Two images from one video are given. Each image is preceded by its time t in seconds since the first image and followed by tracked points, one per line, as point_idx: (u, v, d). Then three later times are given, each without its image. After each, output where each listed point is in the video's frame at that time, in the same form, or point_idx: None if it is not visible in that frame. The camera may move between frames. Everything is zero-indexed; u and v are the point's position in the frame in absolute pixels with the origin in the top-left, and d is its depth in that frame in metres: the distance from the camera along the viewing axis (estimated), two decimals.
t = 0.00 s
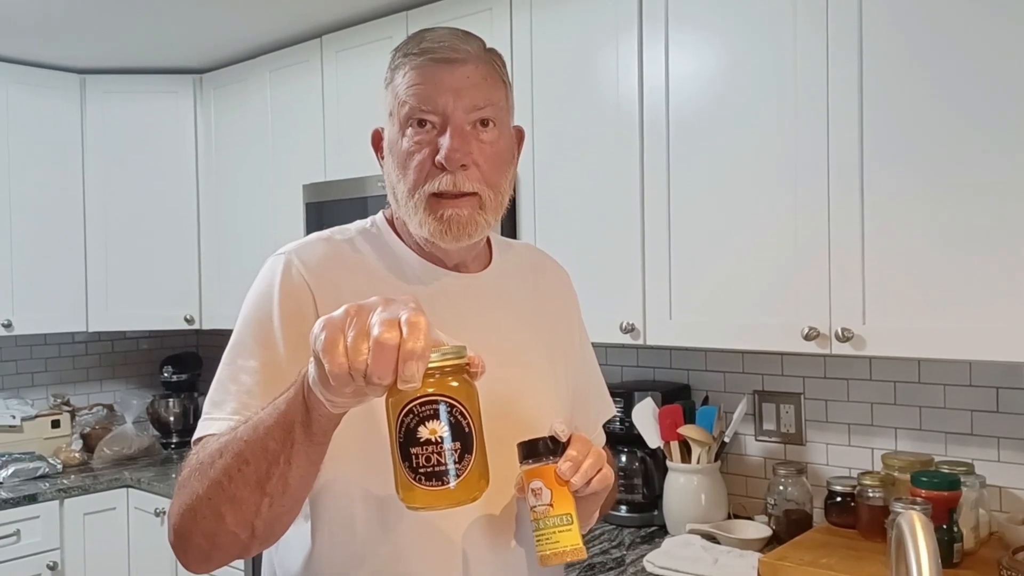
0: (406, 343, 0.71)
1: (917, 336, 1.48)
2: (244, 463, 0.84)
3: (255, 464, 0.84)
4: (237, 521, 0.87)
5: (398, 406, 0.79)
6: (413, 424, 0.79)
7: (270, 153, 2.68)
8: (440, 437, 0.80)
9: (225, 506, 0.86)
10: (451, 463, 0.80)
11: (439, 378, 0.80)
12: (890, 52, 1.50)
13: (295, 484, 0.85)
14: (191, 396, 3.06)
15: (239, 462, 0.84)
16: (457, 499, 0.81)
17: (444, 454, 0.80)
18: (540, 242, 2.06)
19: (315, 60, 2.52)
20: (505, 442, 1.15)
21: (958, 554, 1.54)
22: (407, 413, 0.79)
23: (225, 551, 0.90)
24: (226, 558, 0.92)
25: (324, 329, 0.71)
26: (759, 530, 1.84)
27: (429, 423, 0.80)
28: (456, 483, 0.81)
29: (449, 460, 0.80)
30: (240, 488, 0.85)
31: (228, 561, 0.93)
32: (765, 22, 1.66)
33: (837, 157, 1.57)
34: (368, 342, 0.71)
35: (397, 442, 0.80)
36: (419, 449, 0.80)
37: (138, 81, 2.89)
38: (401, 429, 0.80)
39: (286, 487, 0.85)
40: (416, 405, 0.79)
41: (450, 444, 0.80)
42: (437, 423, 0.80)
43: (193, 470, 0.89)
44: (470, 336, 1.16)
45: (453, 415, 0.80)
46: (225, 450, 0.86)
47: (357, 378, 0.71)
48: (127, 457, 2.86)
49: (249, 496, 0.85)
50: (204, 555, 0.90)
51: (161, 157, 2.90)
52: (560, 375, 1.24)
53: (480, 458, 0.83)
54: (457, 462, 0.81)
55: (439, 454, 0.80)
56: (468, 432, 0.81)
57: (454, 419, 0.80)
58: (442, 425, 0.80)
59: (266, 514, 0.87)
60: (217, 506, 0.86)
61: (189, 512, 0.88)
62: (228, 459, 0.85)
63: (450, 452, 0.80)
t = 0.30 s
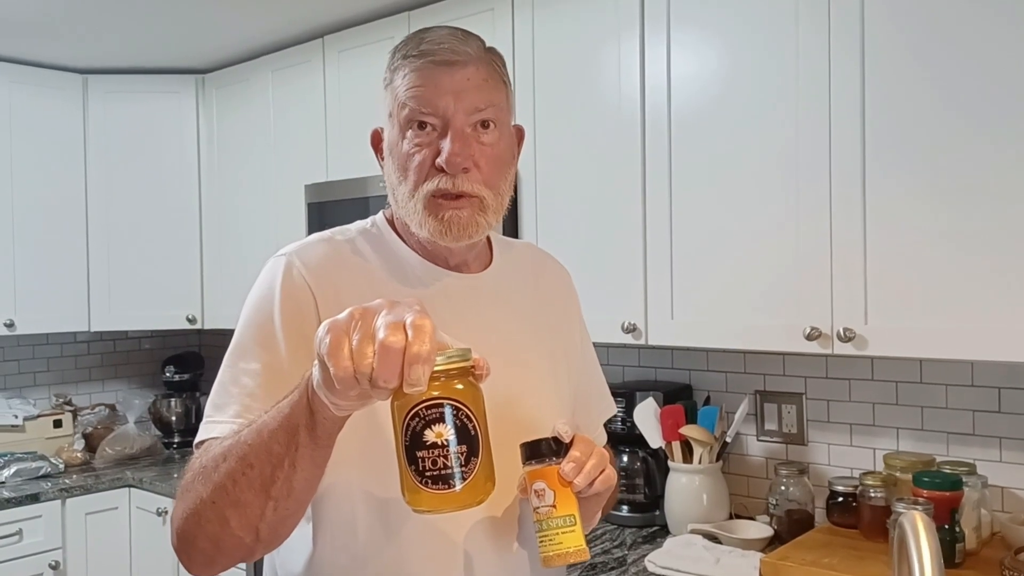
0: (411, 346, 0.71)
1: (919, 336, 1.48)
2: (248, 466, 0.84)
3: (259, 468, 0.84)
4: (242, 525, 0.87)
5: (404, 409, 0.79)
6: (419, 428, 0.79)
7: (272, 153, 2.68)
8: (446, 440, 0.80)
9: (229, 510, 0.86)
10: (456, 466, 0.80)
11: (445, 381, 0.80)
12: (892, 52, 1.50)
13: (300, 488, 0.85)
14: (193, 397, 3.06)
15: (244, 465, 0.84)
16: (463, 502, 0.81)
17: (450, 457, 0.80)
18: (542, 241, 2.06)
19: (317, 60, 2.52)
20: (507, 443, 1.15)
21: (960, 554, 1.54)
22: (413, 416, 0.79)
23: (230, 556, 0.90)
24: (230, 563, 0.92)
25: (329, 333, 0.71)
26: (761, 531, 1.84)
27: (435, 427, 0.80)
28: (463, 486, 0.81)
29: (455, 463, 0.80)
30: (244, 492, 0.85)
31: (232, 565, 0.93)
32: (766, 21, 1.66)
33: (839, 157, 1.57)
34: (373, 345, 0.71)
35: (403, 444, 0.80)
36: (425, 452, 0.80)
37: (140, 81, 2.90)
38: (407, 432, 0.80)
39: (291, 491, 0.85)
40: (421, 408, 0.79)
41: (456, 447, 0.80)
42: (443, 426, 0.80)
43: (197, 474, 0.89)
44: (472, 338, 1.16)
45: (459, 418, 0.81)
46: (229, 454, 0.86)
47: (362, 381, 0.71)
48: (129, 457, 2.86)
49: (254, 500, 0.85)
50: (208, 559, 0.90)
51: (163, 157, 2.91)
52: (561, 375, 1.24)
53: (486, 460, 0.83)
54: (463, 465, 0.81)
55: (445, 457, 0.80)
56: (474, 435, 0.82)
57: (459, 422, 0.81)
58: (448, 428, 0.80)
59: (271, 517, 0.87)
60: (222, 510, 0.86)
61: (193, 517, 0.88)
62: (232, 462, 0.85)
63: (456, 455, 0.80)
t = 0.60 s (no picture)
0: (413, 348, 0.71)
1: (920, 336, 1.48)
2: (248, 467, 0.84)
3: (259, 468, 0.84)
4: (242, 526, 0.87)
5: (406, 410, 0.79)
6: (420, 429, 0.79)
7: (271, 152, 2.68)
8: (448, 442, 0.80)
9: (229, 511, 0.86)
10: (458, 468, 0.80)
11: (446, 382, 0.80)
12: (893, 50, 1.50)
13: (300, 489, 0.85)
14: (193, 396, 3.06)
15: (244, 466, 0.84)
16: (465, 503, 0.80)
17: (452, 459, 0.80)
18: (542, 240, 2.06)
19: (317, 59, 2.52)
20: (507, 444, 1.15)
21: (961, 554, 1.54)
22: (415, 418, 0.79)
23: (229, 557, 0.90)
24: (230, 564, 0.92)
25: (330, 334, 0.71)
26: (761, 530, 1.84)
27: (437, 428, 0.79)
28: (465, 488, 0.80)
29: (457, 465, 0.80)
30: (244, 493, 0.85)
31: (231, 566, 0.93)
32: (766, 20, 1.66)
33: (840, 156, 1.57)
34: (374, 346, 0.71)
35: (405, 446, 0.80)
36: (427, 454, 0.79)
37: (139, 80, 2.89)
38: (408, 433, 0.79)
39: (291, 492, 0.85)
40: (423, 410, 0.79)
41: (458, 449, 0.80)
42: (444, 427, 0.79)
43: (196, 475, 0.89)
44: (472, 338, 1.15)
45: (461, 419, 0.80)
46: (229, 455, 0.85)
47: (363, 382, 0.71)
48: (129, 457, 2.86)
49: (253, 501, 0.85)
50: (208, 560, 0.89)
51: (162, 156, 2.90)
52: (561, 375, 1.24)
53: (488, 462, 0.83)
54: (465, 467, 0.81)
55: (447, 459, 0.80)
56: (476, 436, 0.81)
57: (461, 423, 0.80)
58: (450, 430, 0.80)
59: (271, 518, 0.87)
60: (222, 511, 0.86)
61: (193, 518, 0.87)
62: (232, 463, 0.85)
63: (458, 457, 0.80)
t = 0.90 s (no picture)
0: (410, 342, 0.70)
1: (922, 334, 1.47)
2: (246, 465, 0.83)
3: (257, 466, 0.83)
4: (240, 523, 0.86)
5: (403, 405, 0.79)
6: (418, 423, 0.79)
7: (271, 151, 2.68)
8: (446, 436, 0.79)
9: (227, 508, 0.85)
10: (456, 463, 0.80)
11: (444, 377, 0.80)
12: (894, 48, 1.49)
13: (298, 486, 0.84)
14: (193, 396, 3.05)
15: (241, 464, 0.84)
16: (463, 498, 0.80)
17: (449, 453, 0.79)
18: (542, 239, 2.05)
19: (316, 58, 2.52)
20: (506, 442, 1.14)
21: (963, 553, 1.54)
22: (412, 413, 0.79)
23: (227, 555, 0.90)
24: (229, 563, 0.92)
25: (327, 328, 0.71)
26: (762, 529, 1.84)
27: (435, 422, 0.79)
28: (463, 482, 0.80)
29: (454, 459, 0.80)
30: (242, 491, 0.84)
31: (230, 565, 0.93)
32: (767, 18, 1.66)
33: (841, 154, 1.56)
34: (372, 340, 0.71)
35: (402, 441, 0.79)
36: (425, 449, 0.79)
37: (139, 80, 2.89)
38: (406, 428, 0.79)
39: (289, 489, 0.84)
40: (421, 404, 0.78)
41: (456, 443, 0.80)
42: (442, 422, 0.79)
43: (194, 473, 0.88)
44: (471, 336, 1.15)
45: (458, 414, 0.80)
46: (227, 452, 0.85)
47: (361, 377, 0.70)
48: (129, 456, 2.85)
49: (252, 499, 0.85)
50: (206, 558, 0.89)
51: (162, 155, 2.90)
52: (560, 372, 1.23)
53: (486, 457, 0.83)
54: (463, 461, 0.80)
55: (445, 454, 0.79)
56: (473, 431, 0.81)
57: (459, 418, 0.80)
58: (447, 424, 0.79)
59: (269, 516, 0.86)
60: (220, 509, 0.85)
61: (191, 516, 0.87)
62: (230, 460, 0.84)
63: (455, 451, 0.80)
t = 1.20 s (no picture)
0: (408, 350, 0.70)
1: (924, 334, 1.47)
2: (245, 468, 0.83)
3: (256, 469, 0.83)
4: (239, 526, 0.86)
5: (400, 413, 0.79)
6: (415, 432, 0.78)
7: (272, 150, 2.68)
8: (443, 445, 0.79)
9: (227, 512, 0.85)
10: (454, 471, 0.79)
11: (442, 385, 0.79)
12: (896, 47, 1.49)
13: (297, 489, 0.84)
14: (193, 396, 3.05)
15: (241, 467, 0.83)
16: (460, 507, 0.80)
17: (447, 462, 0.79)
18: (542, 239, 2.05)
19: (317, 58, 2.51)
20: (507, 441, 1.14)
21: (966, 553, 1.53)
22: (410, 420, 0.78)
23: (227, 558, 0.89)
24: (228, 565, 0.91)
25: (325, 336, 0.70)
26: (764, 530, 1.84)
27: (432, 431, 0.79)
28: (460, 491, 0.80)
29: (452, 468, 0.79)
30: (241, 494, 0.84)
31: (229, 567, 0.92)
32: (768, 17, 1.65)
33: (843, 153, 1.56)
34: (369, 348, 0.70)
35: (400, 449, 0.79)
36: (422, 457, 0.78)
37: (139, 79, 2.89)
38: (403, 436, 0.79)
39: (288, 492, 0.84)
40: (418, 413, 0.78)
41: (453, 452, 0.79)
42: (440, 431, 0.79)
43: (193, 476, 0.88)
44: (471, 336, 1.15)
45: (456, 422, 0.80)
46: (226, 455, 0.85)
47: (358, 385, 0.70)
48: (129, 456, 2.85)
49: (251, 502, 0.84)
50: (205, 561, 0.89)
51: (163, 155, 2.90)
52: (561, 372, 1.23)
53: (484, 464, 0.82)
54: (461, 470, 0.80)
55: (442, 462, 0.79)
56: (471, 438, 0.81)
57: (457, 425, 0.80)
58: (445, 432, 0.79)
59: (269, 519, 0.86)
60: (219, 512, 0.85)
61: (190, 519, 0.87)
62: (229, 464, 0.84)
63: (453, 460, 0.79)
